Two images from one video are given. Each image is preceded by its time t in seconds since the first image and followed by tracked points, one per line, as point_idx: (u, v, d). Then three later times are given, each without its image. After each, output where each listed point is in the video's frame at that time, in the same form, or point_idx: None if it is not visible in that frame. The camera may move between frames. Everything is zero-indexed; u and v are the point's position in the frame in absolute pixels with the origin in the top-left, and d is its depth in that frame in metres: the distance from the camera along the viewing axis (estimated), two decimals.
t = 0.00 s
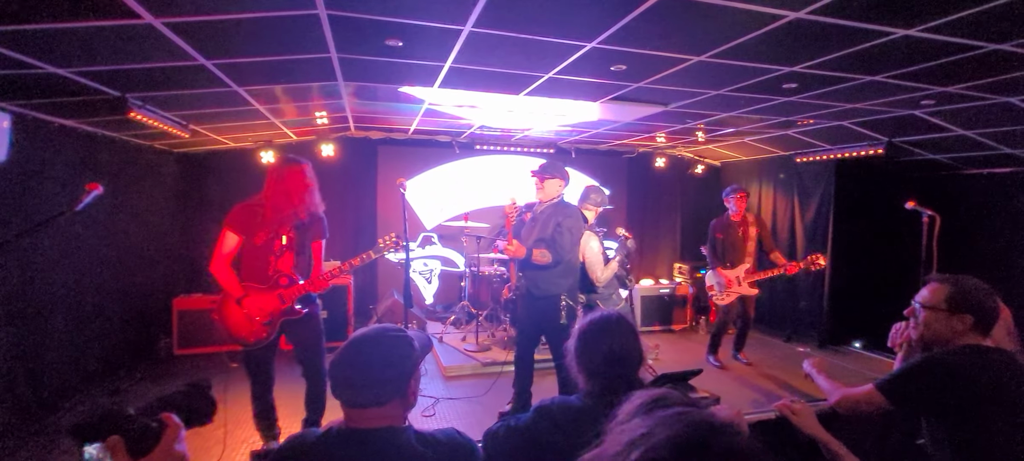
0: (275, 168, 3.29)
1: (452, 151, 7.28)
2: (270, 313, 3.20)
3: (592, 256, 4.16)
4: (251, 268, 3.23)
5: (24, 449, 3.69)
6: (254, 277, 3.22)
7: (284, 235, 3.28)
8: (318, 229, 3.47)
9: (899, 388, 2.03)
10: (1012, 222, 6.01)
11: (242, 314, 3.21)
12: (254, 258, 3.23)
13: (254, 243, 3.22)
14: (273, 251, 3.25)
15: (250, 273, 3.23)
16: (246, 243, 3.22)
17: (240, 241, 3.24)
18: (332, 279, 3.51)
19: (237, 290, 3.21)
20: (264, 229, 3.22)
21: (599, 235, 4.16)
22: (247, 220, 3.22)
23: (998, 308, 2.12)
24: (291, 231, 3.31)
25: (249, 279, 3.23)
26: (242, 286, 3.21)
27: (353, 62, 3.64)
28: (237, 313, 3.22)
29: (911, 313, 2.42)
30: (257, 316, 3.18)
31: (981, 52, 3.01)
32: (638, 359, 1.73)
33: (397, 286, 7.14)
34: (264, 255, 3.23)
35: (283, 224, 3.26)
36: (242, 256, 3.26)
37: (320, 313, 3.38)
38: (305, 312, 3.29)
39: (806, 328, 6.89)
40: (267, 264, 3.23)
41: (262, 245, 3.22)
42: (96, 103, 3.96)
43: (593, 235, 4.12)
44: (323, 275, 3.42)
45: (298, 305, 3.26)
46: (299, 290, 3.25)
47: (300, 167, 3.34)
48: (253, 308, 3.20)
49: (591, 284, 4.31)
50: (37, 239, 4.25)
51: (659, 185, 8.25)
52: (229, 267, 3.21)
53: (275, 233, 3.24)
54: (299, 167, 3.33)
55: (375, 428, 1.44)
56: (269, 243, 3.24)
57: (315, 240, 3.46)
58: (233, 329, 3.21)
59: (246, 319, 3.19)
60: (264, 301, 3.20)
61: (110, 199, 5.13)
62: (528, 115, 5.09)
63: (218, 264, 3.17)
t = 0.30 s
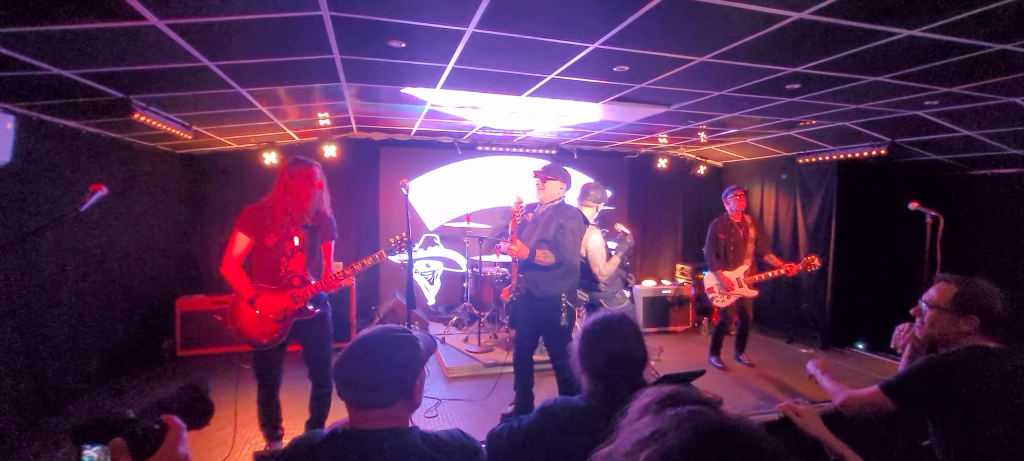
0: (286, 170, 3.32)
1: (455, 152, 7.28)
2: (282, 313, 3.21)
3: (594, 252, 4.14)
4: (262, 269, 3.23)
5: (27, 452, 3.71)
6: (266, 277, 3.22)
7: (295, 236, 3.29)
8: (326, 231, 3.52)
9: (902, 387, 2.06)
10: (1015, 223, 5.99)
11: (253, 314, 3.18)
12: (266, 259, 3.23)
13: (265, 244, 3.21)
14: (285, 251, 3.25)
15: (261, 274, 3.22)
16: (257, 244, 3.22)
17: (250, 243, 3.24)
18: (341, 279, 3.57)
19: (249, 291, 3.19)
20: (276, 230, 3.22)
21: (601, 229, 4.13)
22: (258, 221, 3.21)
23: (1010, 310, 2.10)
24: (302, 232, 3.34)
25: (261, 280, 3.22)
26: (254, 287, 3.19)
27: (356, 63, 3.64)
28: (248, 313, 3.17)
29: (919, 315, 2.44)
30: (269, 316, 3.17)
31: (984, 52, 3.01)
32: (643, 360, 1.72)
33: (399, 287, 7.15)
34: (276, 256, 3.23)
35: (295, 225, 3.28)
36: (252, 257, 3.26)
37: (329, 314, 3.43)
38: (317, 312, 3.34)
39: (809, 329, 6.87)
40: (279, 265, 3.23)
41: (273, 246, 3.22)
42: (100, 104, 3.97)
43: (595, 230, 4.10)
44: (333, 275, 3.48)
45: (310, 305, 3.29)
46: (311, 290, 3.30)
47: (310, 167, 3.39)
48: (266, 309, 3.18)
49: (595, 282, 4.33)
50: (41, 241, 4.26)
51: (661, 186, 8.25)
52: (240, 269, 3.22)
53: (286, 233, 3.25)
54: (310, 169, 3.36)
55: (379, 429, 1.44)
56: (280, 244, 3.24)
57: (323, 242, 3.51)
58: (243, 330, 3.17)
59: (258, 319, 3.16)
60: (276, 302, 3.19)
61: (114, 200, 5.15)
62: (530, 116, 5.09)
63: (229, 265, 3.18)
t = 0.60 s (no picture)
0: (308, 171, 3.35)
1: (466, 154, 7.30)
2: (307, 312, 3.26)
3: (608, 247, 4.15)
4: (286, 269, 3.29)
5: (49, 450, 3.78)
6: (290, 277, 3.28)
7: (317, 236, 3.34)
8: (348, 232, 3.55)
9: (923, 391, 2.04)
10: None
11: (280, 314, 3.24)
12: (290, 260, 3.29)
13: (289, 245, 3.27)
14: (308, 252, 3.31)
15: (286, 274, 3.29)
16: (281, 245, 3.27)
17: (274, 245, 3.28)
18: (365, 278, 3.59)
19: (274, 291, 3.25)
20: (300, 231, 3.29)
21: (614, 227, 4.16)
22: (282, 222, 3.27)
23: None
24: (324, 232, 3.38)
25: (285, 280, 3.28)
26: (280, 287, 3.25)
27: (369, 66, 3.67)
28: (275, 313, 3.24)
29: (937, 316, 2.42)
30: (294, 315, 3.23)
31: (1005, 50, 2.95)
32: (658, 361, 1.72)
33: (411, 288, 7.18)
34: (300, 256, 3.28)
35: (317, 226, 3.33)
36: (277, 259, 3.31)
37: (352, 312, 3.45)
38: (342, 310, 3.38)
39: (825, 331, 6.79)
40: (303, 265, 3.29)
41: (297, 246, 3.28)
42: (120, 109, 4.04)
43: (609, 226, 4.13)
44: (356, 274, 3.50)
45: (334, 304, 3.34)
46: (335, 289, 3.35)
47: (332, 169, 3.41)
48: (292, 308, 3.24)
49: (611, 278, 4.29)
50: (64, 242, 4.36)
51: (673, 187, 8.20)
52: (265, 270, 3.28)
53: (309, 234, 3.31)
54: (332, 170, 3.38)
55: (396, 428, 1.46)
56: (303, 245, 3.30)
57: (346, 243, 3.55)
58: (269, 329, 3.24)
59: (285, 318, 3.22)
60: (301, 301, 3.25)
61: (134, 202, 5.23)
62: (542, 117, 5.10)
63: (255, 266, 3.24)
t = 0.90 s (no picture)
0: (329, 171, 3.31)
1: (480, 156, 7.31)
2: (327, 312, 3.31)
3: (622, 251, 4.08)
4: (308, 269, 3.33)
5: (75, 449, 3.87)
6: (311, 277, 3.32)
7: (338, 237, 3.37)
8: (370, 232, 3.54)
9: (945, 398, 1.98)
10: None
11: (302, 313, 3.32)
12: (311, 260, 3.33)
13: (311, 245, 3.32)
14: (329, 252, 3.34)
15: (307, 274, 3.32)
16: (303, 246, 3.32)
17: (298, 244, 3.33)
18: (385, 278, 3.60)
19: (296, 290, 3.32)
20: (322, 232, 3.32)
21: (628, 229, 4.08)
22: (305, 223, 3.32)
23: None
24: (345, 233, 3.40)
25: (306, 279, 3.32)
26: (301, 286, 3.30)
27: (384, 70, 3.71)
28: (298, 312, 3.32)
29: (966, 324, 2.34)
30: (315, 314, 3.29)
31: None
32: (676, 362, 1.73)
33: (425, 290, 7.20)
34: (321, 256, 3.32)
35: (339, 227, 3.35)
36: (300, 258, 3.37)
37: (372, 312, 3.48)
38: (361, 310, 3.42)
39: (844, 334, 6.69)
40: (324, 265, 3.33)
41: (319, 247, 3.32)
42: (142, 114, 4.12)
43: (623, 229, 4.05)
44: (376, 275, 3.51)
45: (353, 304, 3.37)
46: (354, 289, 3.36)
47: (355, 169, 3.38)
48: (313, 308, 3.29)
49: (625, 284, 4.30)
50: (90, 244, 4.46)
51: (688, 188, 8.15)
52: (288, 269, 3.34)
53: (331, 235, 3.34)
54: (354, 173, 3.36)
55: (414, 428, 1.47)
56: (325, 245, 3.33)
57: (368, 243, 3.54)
58: (292, 327, 3.33)
59: (306, 317, 3.30)
60: (321, 301, 3.29)
61: (156, 204, 5.33)
62: (555, 119, 5.10)
63: (278, 264, 3.31)
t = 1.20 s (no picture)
0: (344, 178, 3.42)
1: (490, 158, 7.32)
2: (335, 316, 3.34)
3: (631, 253, 4.00)
4: (318, 273, 3.40)
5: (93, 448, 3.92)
6: (322, 282, 3.38)
7: (349, 243, 3.42)
8: (379, 238, 3.56)
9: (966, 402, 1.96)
10: None
11: (311, 317, 3.36)
12: (322, 264, 3.40)
13: (322, 249, 3.38)
14: (339, 257, 3.41)
15: (318, 278, 3.40)
16: (315, 250, 3.39)
17: (308, 248, 3.40)
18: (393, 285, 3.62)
19: (305, 293, 3.37)
20: (333, 237, 3.37)
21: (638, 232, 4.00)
22: (317, 228, 3.36)
23: None
24: (356, 238, 3.45)
25: (316, 283, 3.39)
26: (311, 290, 3.37)
27: (395, 73, 3.73)
28: (306, 315, 3.38)
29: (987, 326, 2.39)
30: (323, 318, 3.33)
31: None
32: (688, 364, 1.73)
33: (437, 292, 7.22)
34: (332, 260, 3.39)
35: (349, 232, 3.40)
36: (311, 262, 3.44)
37: (380, 317, 3.48)
38: (368, 316, 3.40)
39: (860, 336, 6.59)
40: (334, 270, 3.39)
41: (329, 251, 3.38)
42: (159, 119, 4.18)
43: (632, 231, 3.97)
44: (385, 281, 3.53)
45: (361, 309, 3.35)
46: (362, 294, 3.37)
47: (367, 177, 3.46)
48: (321, 311, 3.34)
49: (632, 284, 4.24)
50: (109, 247, 4.53)
51: (700, 189, 8.09)
52: (299, 274, 3.41)
53: (341, 240, 3.40)
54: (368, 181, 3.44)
55: (426, 430, 1.47)
56: (335, 250, 3.39)
57: (376, 249, 3.56)
58: (300, 329, 3.37)
59: (314, 320, 3.34)
60: (330, 304, 3.33)
61: (173, 207, 5.40)
62: (565, 121, 5.09)
63: (289, 269, 3.37)
